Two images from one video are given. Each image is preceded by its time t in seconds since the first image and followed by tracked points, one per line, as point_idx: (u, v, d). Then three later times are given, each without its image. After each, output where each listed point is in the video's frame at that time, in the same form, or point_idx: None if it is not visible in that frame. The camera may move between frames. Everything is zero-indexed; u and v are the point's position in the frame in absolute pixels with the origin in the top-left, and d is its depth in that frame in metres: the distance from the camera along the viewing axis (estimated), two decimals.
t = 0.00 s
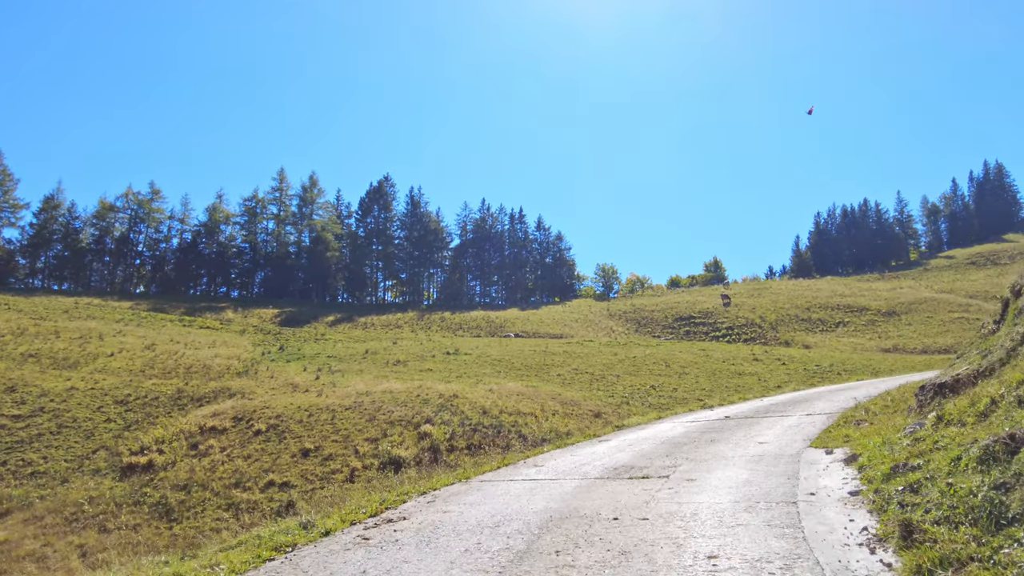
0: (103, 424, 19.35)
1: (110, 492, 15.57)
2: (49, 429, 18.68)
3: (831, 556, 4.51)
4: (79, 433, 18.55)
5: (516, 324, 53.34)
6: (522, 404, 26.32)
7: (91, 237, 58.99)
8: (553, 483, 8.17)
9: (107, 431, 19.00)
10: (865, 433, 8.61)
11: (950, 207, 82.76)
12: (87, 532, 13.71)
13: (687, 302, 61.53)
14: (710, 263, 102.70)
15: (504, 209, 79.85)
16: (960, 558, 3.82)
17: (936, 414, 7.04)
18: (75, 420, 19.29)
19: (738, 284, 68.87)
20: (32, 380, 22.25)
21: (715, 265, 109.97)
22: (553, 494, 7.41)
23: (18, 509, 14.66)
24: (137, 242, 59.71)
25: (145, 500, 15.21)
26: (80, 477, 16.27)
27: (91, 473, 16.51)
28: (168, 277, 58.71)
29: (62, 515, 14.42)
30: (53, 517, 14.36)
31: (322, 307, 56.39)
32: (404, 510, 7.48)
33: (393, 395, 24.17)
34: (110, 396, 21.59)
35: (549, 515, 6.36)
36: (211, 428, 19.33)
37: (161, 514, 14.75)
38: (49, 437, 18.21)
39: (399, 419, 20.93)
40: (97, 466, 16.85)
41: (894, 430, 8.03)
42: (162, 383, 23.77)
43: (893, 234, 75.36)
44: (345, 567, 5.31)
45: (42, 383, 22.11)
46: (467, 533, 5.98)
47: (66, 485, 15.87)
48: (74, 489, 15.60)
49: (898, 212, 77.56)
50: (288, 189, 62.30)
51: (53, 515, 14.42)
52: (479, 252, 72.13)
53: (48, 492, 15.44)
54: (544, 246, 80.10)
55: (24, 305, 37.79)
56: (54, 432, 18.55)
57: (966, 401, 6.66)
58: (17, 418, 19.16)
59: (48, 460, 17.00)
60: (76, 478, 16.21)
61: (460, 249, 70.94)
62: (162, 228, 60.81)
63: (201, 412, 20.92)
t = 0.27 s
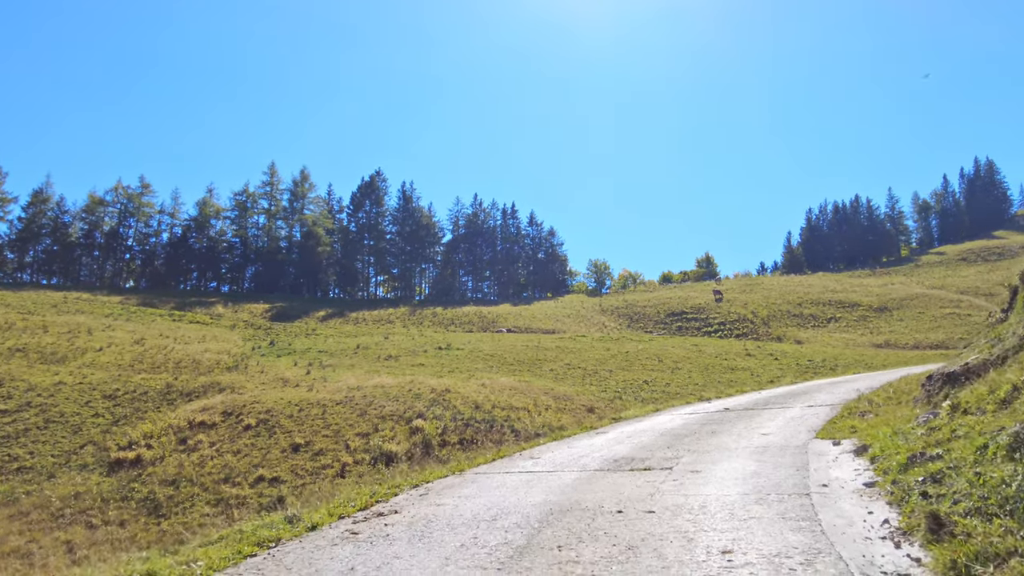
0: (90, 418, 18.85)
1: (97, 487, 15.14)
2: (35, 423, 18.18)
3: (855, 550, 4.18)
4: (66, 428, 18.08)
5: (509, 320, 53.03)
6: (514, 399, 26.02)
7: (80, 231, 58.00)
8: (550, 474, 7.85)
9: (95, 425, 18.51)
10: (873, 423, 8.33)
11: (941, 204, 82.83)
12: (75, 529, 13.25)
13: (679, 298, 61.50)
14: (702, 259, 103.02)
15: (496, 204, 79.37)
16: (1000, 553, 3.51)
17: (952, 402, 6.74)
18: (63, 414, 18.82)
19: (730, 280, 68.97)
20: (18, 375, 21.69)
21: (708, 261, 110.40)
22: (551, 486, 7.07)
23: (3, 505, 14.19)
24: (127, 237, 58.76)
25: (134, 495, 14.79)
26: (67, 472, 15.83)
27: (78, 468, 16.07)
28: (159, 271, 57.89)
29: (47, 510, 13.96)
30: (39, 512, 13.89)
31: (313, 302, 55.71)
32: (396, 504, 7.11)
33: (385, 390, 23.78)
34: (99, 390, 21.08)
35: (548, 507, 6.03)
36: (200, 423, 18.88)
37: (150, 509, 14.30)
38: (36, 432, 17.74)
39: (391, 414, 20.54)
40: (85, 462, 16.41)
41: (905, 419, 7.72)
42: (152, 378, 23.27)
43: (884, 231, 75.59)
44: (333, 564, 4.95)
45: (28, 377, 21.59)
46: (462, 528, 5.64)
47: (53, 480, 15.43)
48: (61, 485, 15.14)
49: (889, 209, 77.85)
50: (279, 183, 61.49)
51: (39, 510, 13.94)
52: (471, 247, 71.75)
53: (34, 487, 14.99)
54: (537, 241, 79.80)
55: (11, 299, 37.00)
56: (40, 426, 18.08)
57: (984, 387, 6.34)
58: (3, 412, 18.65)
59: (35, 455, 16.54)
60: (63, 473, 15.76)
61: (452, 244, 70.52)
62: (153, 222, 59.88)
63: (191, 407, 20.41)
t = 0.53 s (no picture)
0: (75, 419, 18.34)
1: (82, 489, 14.78)
2: (18, 425, 17.71)
3: None
4: (50, 429, 17.61)
5: (499, 319, 52.68)
6: (505, 400, 25.67)
7: (67, 229, 56.92)
8: (549, 491, 7.51)
9: (79, 427, 18.00)
10: (883, 434, 8.05)
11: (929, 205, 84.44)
12: (57, 533, 12.98)
13: (670, 298, 61.47)
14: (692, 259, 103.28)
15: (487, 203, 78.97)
16: None
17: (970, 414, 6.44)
18: (48, 415, 18.37)
19: (720, 279, 69.12)
20: None
21: (698, 261, 110.87)
22: (551, 505, 6.72)
23: None
24: (114, 234, 57.11)
25: (118, 498, 14.40)
26: (50, 474, 15.40)
27: (61, 471, 15.64)
28: (146, 269, 56.86)
29: (30, 514, 13.63)
30: (22, 516, 13.57)
31: (302, 301, 54.96)
32: (387, 524, 6.74)
33: (375, 391, 23.31)
34: (84, 391, 20.54)
35: (551, 531, 5.67)
36: (186, 425, 18.34)
37: (134, 513, 13.93)
38: (18, 434, 17.25)
39: (380, 416, 20.09)
40: (69, 463, 15.98)
41: (919, 430, 7.41)
42: (138, 377, 22.70)
43: (874, 231, 76.41)
44: None
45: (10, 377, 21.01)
46: (458, 554, 5.26)
47: (36, 482, 15.02)
48: (45, 485, 14.87)
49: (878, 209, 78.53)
50: (268, 181, 60.65)
51: (22, 514, 13.63)
52: (462, 247, 71.31)
53: (16, 490, 14.60)
54: (527, 241, 79.46)
55: None
56: (24, 428, 17.61)
57: (1006, 400, 6.03)
58: None
59: (18, 457, 16.11)
60: (46, 475, 15.34)
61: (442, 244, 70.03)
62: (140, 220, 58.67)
63: (177, 407, 19.83)
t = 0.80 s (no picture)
0: (59, 418, 17.84)
1: (65, 489, 14.35)
2: None
3: None
4: (34, 428, 17.13)
5: (489, 318, 52.35)
6: (495, 399, 25.36)
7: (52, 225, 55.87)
8: (550, 491, 7.25)
9: (64, 425, 17.52)
10: (893, 433, 7.79)
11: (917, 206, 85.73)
12: (39, 532, 12.59)
13: (659, 298, 61.51)
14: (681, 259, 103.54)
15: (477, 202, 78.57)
16: None
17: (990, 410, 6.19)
18: (31, 414, 17.85)
19: (709, 280, 69.35)
20: None
21: (687, 261, 111.23)
22: (553, 507, 6.45)
23: None
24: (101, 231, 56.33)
25: (102, 498, 14.00)
26: (33, 474, 14.98)
27: (45, 470, 15.21)
28: (132, 267, 55.90)
29: (12, 513, 13.26)
30: (3, 516, 13.20)
31: (290, 299, 54.24)
32: (381, 526, 6.40)
33: (363, 389, 22.88)
34: (69, 389, 19.98)
35: (556, 532, 5.39)
36: (172, 423, 17.83)
37: (118, 512, 13.55)
38: None
39: (369, 414, 19.70)
40: (52, 462, 15.53)
41: (935, 427, 7.14)
42: (124, 375, 22.14)
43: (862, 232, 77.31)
44: None
45: None
46: (459, 557, 4.96)
47: (19, 481, 14.61)
48: (27, 485, 14.45)
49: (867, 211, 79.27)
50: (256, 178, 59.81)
51: (3, 514, 13.24)
52: (451, 245, 70.91)
53: None
54: (517, 240, 79.15)
55: None
56: (5, 426, 17.09)
57: None
58: None
59: None
60: (27, 475, 14.87)
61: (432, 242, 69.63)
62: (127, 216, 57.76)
63: (163, 406, 19.29)
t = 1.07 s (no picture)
0: (41, 419, 17.18)
1: (46, 493, 13.75)
2: None
3: None
4: (14, 429, 16.44)
5: (478, 319, 51.95)
6: (485, 402, 24.99)
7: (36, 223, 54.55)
8: (555, 509, 6.92)
9: (46, 427, 16.88)
10: (907, 443, 7.55)
11: (904, 210, 86.57)
12: (19, 537, 12.02)
13: (647, 299, 61.55)
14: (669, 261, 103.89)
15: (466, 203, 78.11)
16: None
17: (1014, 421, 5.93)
18: (11, 415, 17.17)
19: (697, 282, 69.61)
20: None
21: (674, 263, 111.74)
22: (561, 528, 6.11)
23: None
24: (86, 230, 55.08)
25: (85, 502, 13.46)
26: (12, 476, 14.35)
27: (24, 472, 14.59)
28: (118, 266, 54.88)
29: None
30: None
31: (277, 299, 53.42)
32: (378, 549, 6.02)
33: (351, 392, 22.37)
34: (51, 389, 19.29)
35: (569, 558, 5.05)
36: (157, 425, 17.23)
37: (101, 516, 13.02)
38: None
39: (357, 417, 19.23)
40: (33, 465, 14.90)
41: (952, 438, 6.89)
42: (108, 376, 21.44)
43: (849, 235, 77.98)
44: None
45: None
46: None
47: None
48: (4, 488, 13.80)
49: (854, 214, 79.99)
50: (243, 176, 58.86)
51: None
52: (440, 246, 70.46)
53: None
54: (506, 241, 78.85)
55: None
56: None
57: None
58: None
59: None
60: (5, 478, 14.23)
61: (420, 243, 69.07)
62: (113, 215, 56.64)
63: (147, 407, 18.66)
